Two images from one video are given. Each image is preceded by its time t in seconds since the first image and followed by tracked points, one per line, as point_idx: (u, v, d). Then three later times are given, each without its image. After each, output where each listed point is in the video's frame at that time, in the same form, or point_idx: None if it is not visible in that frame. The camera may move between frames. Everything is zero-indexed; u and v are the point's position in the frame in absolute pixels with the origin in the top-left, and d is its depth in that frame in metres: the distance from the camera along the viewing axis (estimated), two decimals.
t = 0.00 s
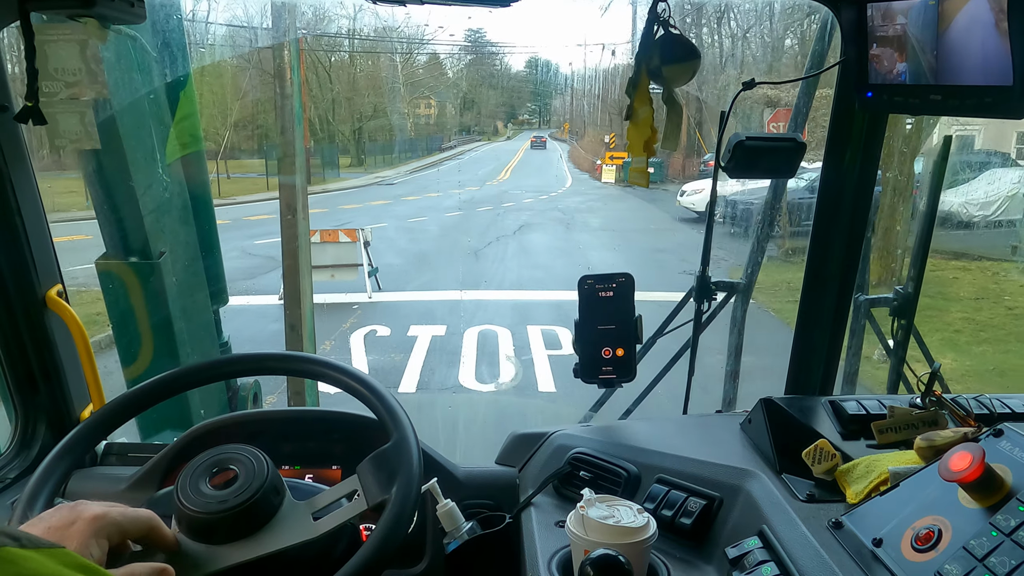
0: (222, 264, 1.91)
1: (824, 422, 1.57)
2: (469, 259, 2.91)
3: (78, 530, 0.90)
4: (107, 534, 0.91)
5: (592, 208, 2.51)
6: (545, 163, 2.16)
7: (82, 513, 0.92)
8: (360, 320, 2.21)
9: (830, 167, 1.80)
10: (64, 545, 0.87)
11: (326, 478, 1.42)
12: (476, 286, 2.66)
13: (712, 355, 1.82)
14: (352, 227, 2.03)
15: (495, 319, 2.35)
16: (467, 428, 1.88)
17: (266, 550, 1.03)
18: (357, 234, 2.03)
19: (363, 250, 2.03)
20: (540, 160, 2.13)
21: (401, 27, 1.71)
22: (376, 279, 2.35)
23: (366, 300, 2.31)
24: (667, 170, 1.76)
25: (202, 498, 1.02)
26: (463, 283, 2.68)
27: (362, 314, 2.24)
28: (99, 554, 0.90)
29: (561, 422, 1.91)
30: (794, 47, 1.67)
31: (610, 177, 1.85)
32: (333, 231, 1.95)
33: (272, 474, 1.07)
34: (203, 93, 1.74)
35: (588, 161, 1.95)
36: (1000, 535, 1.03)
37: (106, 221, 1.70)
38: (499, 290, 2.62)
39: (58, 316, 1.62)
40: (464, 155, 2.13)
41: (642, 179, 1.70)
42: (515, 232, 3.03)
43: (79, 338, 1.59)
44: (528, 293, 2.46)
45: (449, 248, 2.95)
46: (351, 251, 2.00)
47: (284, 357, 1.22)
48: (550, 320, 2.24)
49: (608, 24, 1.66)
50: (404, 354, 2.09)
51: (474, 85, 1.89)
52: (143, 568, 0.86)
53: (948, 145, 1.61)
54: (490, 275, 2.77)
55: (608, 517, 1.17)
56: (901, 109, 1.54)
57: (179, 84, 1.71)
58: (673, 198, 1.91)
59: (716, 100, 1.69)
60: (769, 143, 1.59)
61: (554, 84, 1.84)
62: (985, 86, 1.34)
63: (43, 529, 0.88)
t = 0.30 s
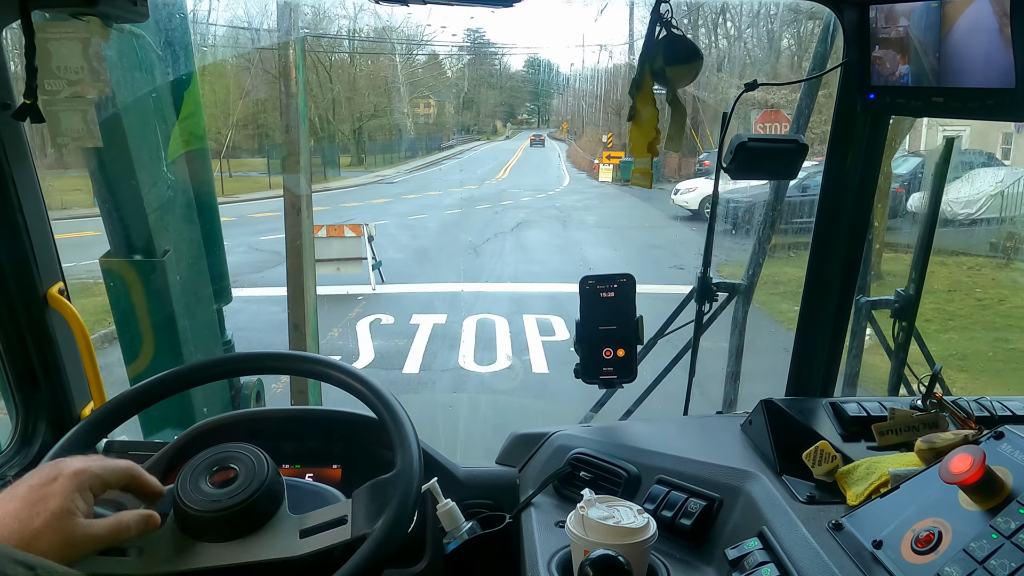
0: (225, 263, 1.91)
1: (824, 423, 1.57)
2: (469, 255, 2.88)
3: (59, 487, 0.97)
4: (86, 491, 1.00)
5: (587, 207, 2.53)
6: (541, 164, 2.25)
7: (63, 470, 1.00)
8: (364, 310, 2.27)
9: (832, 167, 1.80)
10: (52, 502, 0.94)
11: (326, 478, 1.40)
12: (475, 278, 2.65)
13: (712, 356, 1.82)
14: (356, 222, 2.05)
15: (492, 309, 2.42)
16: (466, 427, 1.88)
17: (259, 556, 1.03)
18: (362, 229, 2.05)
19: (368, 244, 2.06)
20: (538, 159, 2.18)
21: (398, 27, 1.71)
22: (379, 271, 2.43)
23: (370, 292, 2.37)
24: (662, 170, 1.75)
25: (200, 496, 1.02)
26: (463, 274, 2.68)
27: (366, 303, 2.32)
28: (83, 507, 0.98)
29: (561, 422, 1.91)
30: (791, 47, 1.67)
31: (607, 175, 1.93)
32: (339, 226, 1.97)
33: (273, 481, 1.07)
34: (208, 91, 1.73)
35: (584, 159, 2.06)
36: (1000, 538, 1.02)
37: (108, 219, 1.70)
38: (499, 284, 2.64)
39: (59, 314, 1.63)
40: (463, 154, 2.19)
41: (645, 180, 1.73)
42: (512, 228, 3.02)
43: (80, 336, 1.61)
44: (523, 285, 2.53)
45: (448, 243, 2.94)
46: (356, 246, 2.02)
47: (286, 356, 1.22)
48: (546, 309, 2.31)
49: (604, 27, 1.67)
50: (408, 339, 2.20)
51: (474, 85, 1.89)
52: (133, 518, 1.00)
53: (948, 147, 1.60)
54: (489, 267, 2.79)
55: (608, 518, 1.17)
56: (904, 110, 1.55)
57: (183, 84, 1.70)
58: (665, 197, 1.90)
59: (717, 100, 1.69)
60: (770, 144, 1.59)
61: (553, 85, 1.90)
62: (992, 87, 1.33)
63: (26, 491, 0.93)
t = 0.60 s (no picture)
0: (228, 261, 1.91)
1: (825, 423, 1.56)
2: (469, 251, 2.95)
3: (75, 393, 1.01)
4: (106, 390, 1.04)
5: (584, 205, 2.54)
6: (541, 163, 2.26)
7: (79, 381, 1.02)
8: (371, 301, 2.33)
9: (832, 167, 1.80)
10: (71, 410, 1.00)
11: (326, 477, 1.42)
12: (475, 272, 2.75)
13: (712, 356, 1.82)
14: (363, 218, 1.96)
15: (492, 300, 2.55)
16: (467, 426, 1.89)
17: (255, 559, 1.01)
18: (368, 225, 1.99)
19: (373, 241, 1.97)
20: (537, 158, 2.19)
21: (399, 25, 1.70)
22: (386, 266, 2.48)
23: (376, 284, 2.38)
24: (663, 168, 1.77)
25: (200, 493, 1.02)
26: (463, 268, 2.75)
27: (372, 295, 2.36)
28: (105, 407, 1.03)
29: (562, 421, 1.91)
30: (789, 47, 1.67)
31: (604, 174, 2.02)
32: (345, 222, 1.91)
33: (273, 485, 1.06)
34: (212, 91, 1.73)
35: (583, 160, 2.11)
36: (1001, 539, 1.02)
37: (112, 218, 1.71)
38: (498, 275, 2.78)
39: (60, 314, 1.62)
40: (463, 153, 2.23)
41: (672, 180, 1.70)
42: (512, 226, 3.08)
43: (81, 335, 1.57)
44: (519, 279, 2.66)
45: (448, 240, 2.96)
46: (362, 240, 1.92)
47: (287, 356, 1.22)
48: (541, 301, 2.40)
49: (601, 29, 1.67)
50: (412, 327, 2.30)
51: (473, 85, 1.92)
52: (149, 416, 1.07)
53: (950, 146, 1.60)
54: (487, 262, 2.87)
55: (608, 518, 1.17)
56: (908, 110, 1.55)
57: (187, 83, 1.71)
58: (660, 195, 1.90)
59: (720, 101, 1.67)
60: (771, 143, 1.59)
61: (554, 85, 1.88)
62: (994, 88, 1.33)
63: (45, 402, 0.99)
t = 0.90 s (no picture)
0: (226, 261, 1.91)
1: (824, 424, 1.56)
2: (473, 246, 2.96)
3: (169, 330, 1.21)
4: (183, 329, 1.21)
5: (586, 204, 2.53)
6: (542, 164, 2.27)
7: (156, 323, 1.21)
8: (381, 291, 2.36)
9: (830, 170, 1.80)
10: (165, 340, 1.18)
11: (325, 478, 1.42)
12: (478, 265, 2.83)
13: (712, 357, 1.82)
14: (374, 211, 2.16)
15: (495, 292, 2.58)
16: (466, 426, 1.89)
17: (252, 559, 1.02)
18: (376, 219, 2.16)
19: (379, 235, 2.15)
20: (538, 159, 2.19)
21: (402, 25, 1.73)
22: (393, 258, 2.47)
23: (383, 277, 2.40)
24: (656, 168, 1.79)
25: (198, 495, 1.02)
26: (466, 262, 2.81)
27: (381, 287, 2.38)
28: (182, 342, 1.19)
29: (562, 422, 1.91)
30: (789, 48, 1.67)
31: (605, 173, 2.02)
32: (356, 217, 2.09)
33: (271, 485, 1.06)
34: (211, 91, 1.73)
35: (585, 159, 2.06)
36: (999, 540, 1.02)
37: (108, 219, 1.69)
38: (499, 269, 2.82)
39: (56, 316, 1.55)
40: (465, 153, 2.16)
41: (637, 179, 1.73)
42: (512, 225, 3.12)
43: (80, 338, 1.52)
44: (523, 272, 2.67)
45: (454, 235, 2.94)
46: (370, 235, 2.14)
47: (285, 356, 1.22)
48: (543, 293, 2.43)
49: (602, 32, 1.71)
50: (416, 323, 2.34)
51: (474, 85, 1.91)
52: (220, 346, 1.18)
53: (948, 149, 1.60)
54: (491, 256, 2.95)
55: (607, 519, 1.17)
56: (902, 112, 1.55)
57: (187, 82, 1.70)
58: (660, 194, 1.93)
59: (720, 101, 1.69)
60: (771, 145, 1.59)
61: (554, 86, 1.88)
62: (992, 90, 1.33)
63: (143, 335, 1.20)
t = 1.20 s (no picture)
0: (226, 262, 1.90)
1: (823, 423, 1.56)
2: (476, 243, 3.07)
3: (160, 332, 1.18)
4: (177, 332, 1.19)
5: (586, 203, 2.54)
6: (543, 164, 2.27)
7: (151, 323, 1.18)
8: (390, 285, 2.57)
9: (829, 167, 1.81)
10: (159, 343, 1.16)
11: (325, 478, 1.42)
12: (482, 260, 2.93)
13: (712, 356, 1.82)
14: (382, 211, 2.37)
15: (499, 285, 2.72)
16: (467, 425, 1.89)
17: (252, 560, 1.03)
18: (384, 219, 2.37)
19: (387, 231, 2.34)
20: (540, 158, 2.19)
21: (405, 28, 1.71)
22: (400, 254, 2.67)
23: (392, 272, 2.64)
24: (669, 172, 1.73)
25: (198, 498, 1.02)
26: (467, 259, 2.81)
27: (390, 280, 2.60)
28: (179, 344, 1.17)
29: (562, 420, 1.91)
30: (789, 48, 1.67)
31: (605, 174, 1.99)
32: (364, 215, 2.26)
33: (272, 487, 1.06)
34: (207, 91, 1.73)
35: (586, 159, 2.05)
36: (999, 537, 1.03)
37: (109, 219, 1.70)
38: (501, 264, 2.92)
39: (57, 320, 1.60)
40: (467, 154, 2.16)
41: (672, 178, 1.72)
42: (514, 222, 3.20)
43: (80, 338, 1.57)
44: (525, 267, 2.80)
45: (456, 234, 3.08)
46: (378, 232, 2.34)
47: (282, 356, 1.22)
48: (544, 286, 2.56)
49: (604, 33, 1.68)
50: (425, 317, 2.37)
51: (475, 85, 1.94)
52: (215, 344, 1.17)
53: (948, 147, 1.61)
54: (495, 251, 3.04)
55: (607, 518, 1.17)
56: (903, 109, 1.55)
57: (186, 83, 1.71)
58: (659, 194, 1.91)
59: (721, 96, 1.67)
60: (768, 144, 1.59)
61: (553, 85, 1.87)
62: (989, 87, 1.33)
63: (136, 336, 1.17)
